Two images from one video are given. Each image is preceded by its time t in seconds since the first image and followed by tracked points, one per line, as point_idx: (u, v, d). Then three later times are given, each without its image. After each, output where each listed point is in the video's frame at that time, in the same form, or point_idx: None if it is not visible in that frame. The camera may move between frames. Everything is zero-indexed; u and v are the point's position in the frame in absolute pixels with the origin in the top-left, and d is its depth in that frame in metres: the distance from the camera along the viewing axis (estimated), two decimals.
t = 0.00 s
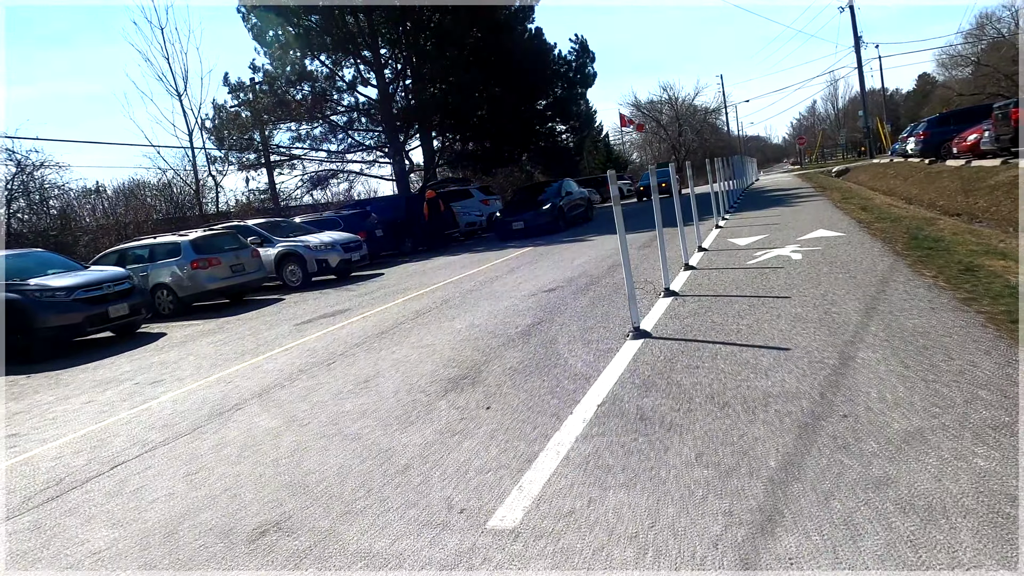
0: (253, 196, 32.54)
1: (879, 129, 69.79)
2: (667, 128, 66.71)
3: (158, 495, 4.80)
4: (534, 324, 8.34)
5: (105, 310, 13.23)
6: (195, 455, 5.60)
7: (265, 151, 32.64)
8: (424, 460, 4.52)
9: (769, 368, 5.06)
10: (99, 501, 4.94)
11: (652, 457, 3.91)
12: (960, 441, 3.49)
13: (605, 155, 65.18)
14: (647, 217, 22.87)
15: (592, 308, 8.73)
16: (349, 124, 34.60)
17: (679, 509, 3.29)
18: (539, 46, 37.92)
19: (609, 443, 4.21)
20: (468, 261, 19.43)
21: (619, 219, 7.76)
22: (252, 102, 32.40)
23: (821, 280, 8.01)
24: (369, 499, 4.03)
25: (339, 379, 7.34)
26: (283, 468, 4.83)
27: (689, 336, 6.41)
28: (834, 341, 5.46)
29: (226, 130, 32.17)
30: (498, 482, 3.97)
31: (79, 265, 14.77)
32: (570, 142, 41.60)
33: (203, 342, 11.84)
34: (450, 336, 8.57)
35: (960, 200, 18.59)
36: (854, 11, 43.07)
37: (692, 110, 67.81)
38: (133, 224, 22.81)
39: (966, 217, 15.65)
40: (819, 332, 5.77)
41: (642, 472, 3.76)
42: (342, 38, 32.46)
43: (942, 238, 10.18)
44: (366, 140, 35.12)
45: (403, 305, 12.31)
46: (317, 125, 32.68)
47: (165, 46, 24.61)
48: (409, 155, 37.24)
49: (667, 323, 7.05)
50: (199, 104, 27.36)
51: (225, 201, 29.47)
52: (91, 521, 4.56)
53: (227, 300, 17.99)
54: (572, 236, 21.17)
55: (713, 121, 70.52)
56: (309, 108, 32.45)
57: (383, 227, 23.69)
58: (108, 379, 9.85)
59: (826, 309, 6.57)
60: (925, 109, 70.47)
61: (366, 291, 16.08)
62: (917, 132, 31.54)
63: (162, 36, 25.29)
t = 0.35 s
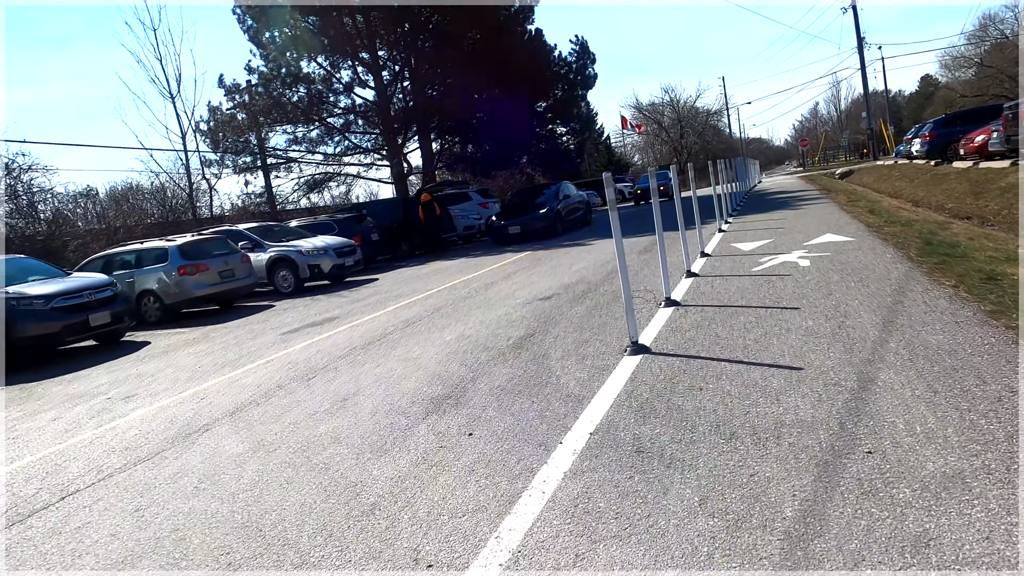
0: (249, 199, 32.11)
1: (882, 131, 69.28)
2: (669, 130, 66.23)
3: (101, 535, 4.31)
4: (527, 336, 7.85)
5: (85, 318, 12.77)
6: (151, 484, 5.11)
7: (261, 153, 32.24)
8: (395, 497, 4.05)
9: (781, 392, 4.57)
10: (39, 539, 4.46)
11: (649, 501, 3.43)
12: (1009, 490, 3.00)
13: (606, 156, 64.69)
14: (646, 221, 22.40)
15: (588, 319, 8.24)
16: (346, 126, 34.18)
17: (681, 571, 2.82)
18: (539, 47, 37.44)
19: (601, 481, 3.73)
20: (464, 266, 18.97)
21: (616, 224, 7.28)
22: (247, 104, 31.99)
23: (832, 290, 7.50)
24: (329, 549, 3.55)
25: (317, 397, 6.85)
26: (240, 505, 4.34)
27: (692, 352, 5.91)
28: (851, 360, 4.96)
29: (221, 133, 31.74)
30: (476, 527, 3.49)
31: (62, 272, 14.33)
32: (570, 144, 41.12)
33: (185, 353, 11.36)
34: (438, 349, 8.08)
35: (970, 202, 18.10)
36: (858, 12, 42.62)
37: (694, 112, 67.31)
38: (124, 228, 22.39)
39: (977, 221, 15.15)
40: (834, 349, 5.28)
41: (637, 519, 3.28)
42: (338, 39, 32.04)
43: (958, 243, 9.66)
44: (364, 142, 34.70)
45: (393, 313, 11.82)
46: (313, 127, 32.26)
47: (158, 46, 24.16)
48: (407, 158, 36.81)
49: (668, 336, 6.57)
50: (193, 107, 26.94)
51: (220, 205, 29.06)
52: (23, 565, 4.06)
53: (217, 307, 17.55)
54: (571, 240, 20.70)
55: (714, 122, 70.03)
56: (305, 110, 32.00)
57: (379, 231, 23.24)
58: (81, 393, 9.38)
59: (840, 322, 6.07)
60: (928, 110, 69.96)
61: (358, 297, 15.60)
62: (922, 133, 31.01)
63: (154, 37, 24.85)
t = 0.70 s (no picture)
0: (243, 203, 31.72)
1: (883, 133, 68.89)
2: (669, 133, 65.78)
3: None
4: (514, 349, 7.40)
5: (62, 327, 12.33)
6: (95, 518, 4.65)
7: (254, 157, 31.87)
8: (353, 541, 3.58)
9: (786, 418, 4.12)
10: None
11: (639, 554, 2.97)
12: None
13: (606, 160, 64.25)
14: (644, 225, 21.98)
15: (580, 330, 7.79)
16: (341, 129, 33.79)
17: None
18: (536, 49, 37.04)
19: (584, 526, 3.29)
20: (458, 272, 18.53)
21: (607, 231, 6.85)
22: (240, 107, 31.56)
23: (835, 299, 7.08)
24: None
25: (287, 416, 6.40)
26: (183, 547, 3.89)
27: (689, 369, 5.46)
28: (863, 381, 4.52)
29: (214, 136, 31.34)
30: None
31: (42, 279, 13.89)
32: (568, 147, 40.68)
33: (163, 364, 10.92)
34: (420, 362, 7.62)
35: (975, 205, 17.67)
36: (858, 13, 42.28)
37: (694, 115, 66.92)
38: (110, 234, 21.95)
39: (984, 224, 14.72)
40: (843, 368, 4.83)
41: None
42: (333, 42, 31.67)
43: (969, 249, 9.24)
44: (359, 145, 34.33)
45: (380, 322, 11.38)
46: (307, 131, 31.86)
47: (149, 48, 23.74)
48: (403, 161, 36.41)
49: (661, 351, 6.14)
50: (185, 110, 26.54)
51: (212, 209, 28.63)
52: None
53: (204, 314, 17.12)
54: (567, 245, 20.29)
55: (714, 125, 69.68)
56: (299, 113, 31.58)
57: (373, 236, 22.82)
58: (49, 408, 8.91)
59: (847, 336, 5.63)
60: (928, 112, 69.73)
61: (348, 304, 15.19)
62: (925, 135, 30.62)
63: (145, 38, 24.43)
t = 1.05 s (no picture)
0: (237, 208, 31.38)
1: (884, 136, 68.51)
2: (669, 136, 65.39)
3: None
4: (497, 369, 6.99)
5: (38, 339, 11.96)
6: (28, 564, 4.25)
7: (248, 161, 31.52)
8: None
9: (782, 460, 3.73)
10: None
11: None
12: None
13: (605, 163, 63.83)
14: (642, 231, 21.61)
15: (568, 348, 7.37)
16: (337, 133, 33.44)
17: None
18: (534, 52, 36.66)
19: None
20: (450, 279, 18.14)
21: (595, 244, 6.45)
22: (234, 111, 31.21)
23: (837, 316, 6.68)
24: None
25: (252, 444, 5.99)
26: None
27: (679, 398, 5.06)
28: (869, 416, 4.12)
29: (208, 140, 30.98)
30: None
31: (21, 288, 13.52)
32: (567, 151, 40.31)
33: (139, 378, 10.53)
34: (399, 383, 7.21)
35: (979, 211, 17.27)
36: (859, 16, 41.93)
37: (694, 118, 66.56)
38: (98, 240, 21.58)
39: (988, 232, 14.32)
40: (845, 400, 4.43)
41: None
42: (328, 45, 31.33)
43: (976, 261, 8.84)
44: (354, 149, 33.99)
45: (364, 334, 10.98)
46: (301, 134, 31.51)
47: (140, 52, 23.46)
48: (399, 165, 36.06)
49: (649, 374, 5.74)
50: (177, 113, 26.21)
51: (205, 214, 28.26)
52: None
53: (192, 323, 16.75)
54: (563, 252, 19.90)
55: (714, 128, 69.31)
56: (294, 117, 31.24)
57: (366, 242, 22.43)
58: (14, 427, 8.52)
59: (849, 360, 5.23)
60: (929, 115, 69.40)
61: (336, 313, 14.81)
62: (926, 139, 30.23)
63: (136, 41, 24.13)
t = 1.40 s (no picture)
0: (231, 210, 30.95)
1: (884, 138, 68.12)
2: (669, 138, 65.02)
3: None
4: (485, 382, 6.52)
5: (14, 346, 11.50)
6: None
7: (242, 163, 31.16)
8: None
9: (795, 497, 3.30)
10: None
11: None
12: None
13: (604, 165, 63.37)
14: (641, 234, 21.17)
15: (561, 360, 6.92)
16: (333, 134, 33.05)
17: None
18: (533, 53, 36.25)
19: None
20: (444, 283, 17.68)
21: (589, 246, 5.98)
22: (227, 111, 30.80)
23: (849, 327, 6.22)
24: None
25: (217, 465, 5.53)
26: None
27: (678, 419, 4.61)
28: (891, 443, 3.69)
29: (202, 141, 30.58)
30: None
31: None
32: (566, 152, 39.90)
33: (115, 388, 10.06)
34: (381, 396, 6.75)
35: (986, 213, 16.85)
36: (860, 17, 41.60)
37: (695, 120, 66.19)
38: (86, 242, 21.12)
39: (997, 235, 13.89)
40: (865, 423, 3.99)
41: None
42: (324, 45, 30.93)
43: (992, 266, 8.40)
44: (350, 150, 33.58)
45: (351, 342, 10.53)
46: (296, 135, 31.11)
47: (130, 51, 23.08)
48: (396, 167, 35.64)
49: (646, 391, 5.28)
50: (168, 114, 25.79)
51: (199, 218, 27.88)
52: None
53: (179, 328, 16.29)
54: (560, 255, 19.45)
55: (714, 130, 68.97)
56: (288, 117, 30.85)
57: (360, 244, 21.97)
58: None
59: (865, 378, 4.77)
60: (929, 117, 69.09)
61: (326, 319, 14.38)
62: (930, 140, 29.80)
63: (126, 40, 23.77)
